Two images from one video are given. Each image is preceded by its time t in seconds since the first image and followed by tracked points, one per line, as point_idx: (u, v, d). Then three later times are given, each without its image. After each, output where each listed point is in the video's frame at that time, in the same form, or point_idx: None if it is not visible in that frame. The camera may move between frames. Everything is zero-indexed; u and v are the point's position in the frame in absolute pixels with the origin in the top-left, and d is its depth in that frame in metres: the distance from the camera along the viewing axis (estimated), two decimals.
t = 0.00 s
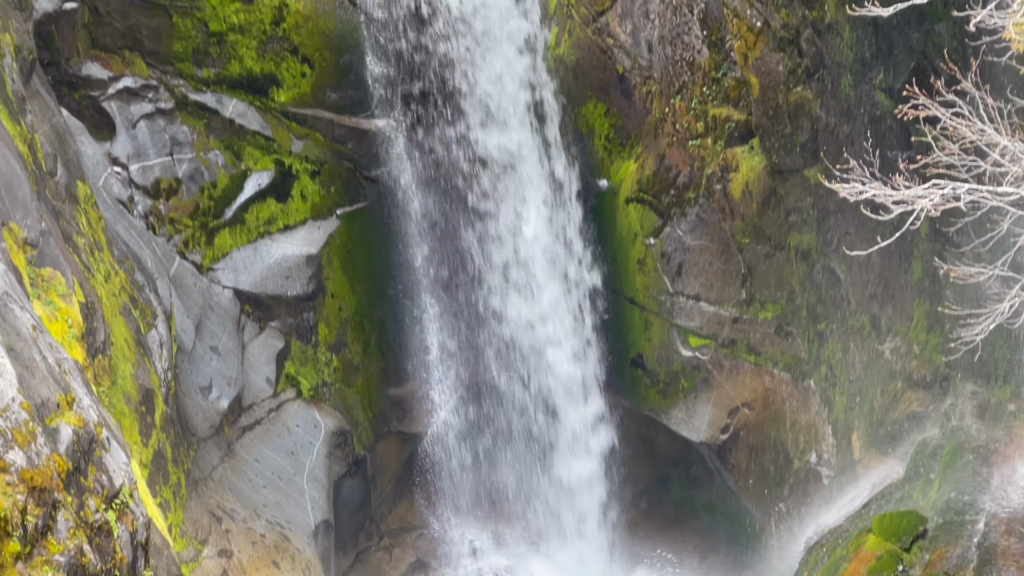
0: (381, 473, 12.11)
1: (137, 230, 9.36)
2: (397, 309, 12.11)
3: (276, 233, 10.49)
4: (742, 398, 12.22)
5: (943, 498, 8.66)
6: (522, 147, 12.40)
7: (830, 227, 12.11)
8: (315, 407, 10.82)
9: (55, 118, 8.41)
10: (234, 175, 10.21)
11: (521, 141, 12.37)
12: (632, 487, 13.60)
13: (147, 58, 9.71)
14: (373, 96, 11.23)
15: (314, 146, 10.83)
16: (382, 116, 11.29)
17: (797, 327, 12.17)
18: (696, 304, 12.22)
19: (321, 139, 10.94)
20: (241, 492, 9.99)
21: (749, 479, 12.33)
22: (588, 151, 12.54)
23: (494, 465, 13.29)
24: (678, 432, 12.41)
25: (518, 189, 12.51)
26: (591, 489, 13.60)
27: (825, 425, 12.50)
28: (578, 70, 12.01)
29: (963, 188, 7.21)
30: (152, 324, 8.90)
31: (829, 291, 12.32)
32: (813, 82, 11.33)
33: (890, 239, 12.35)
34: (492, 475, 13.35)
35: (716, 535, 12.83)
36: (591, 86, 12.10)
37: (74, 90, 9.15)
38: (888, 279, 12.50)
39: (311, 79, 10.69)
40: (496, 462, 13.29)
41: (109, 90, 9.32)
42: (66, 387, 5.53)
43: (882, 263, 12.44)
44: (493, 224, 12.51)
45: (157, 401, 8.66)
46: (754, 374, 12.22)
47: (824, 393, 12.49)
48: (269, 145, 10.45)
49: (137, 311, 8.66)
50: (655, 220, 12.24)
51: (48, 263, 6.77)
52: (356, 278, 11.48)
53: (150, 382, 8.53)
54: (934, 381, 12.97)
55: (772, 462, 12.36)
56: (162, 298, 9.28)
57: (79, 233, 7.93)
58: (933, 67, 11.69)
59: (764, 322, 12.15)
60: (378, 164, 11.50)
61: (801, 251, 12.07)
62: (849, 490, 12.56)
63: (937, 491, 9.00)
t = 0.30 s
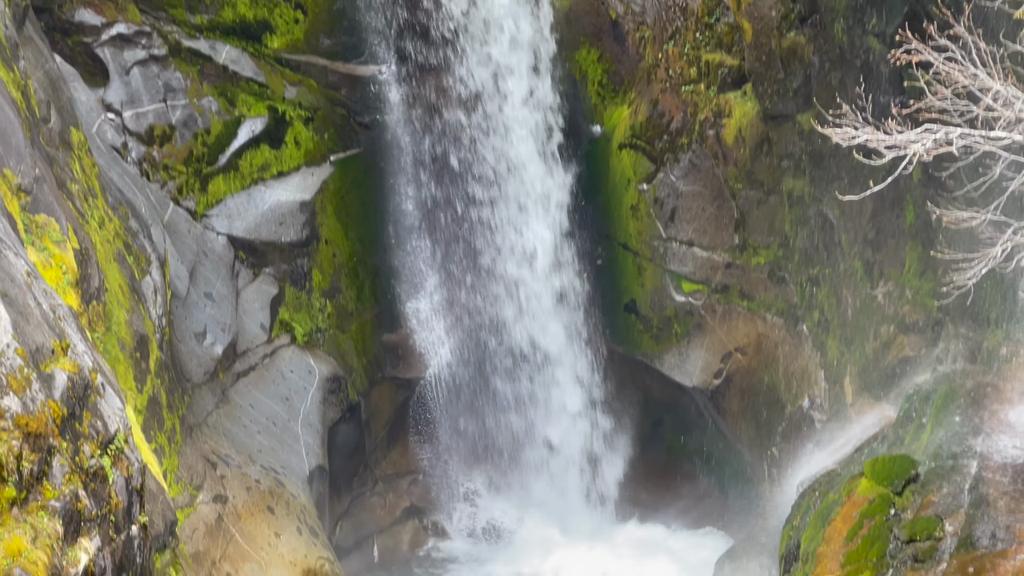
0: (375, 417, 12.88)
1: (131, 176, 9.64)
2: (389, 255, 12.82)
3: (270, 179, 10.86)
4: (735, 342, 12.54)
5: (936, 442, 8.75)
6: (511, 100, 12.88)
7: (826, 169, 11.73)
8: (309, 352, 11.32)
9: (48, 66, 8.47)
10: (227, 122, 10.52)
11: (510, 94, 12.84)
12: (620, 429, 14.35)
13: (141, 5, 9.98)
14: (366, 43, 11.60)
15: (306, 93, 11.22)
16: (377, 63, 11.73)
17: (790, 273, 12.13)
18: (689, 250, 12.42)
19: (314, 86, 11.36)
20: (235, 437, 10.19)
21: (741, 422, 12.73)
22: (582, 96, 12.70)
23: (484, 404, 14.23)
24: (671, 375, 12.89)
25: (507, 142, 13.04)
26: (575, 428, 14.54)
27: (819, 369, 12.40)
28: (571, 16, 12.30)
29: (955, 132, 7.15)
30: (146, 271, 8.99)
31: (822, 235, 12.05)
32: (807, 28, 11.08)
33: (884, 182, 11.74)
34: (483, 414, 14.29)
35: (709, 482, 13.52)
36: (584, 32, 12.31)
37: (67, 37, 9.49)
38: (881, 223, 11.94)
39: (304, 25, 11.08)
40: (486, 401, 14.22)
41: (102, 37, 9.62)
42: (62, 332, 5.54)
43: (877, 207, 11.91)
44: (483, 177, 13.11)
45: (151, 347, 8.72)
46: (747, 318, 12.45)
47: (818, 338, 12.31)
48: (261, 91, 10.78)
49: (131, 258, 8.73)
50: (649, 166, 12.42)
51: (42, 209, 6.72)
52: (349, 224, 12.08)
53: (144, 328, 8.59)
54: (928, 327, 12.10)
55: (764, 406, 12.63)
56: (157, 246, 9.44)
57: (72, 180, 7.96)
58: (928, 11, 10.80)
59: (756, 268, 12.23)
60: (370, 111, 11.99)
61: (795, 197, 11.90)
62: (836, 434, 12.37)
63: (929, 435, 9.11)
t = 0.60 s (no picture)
0: (368, 362, 13.36)
1: (124, 124, 9.70)
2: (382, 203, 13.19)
3: (263, 127, 11.09)
4: (725, 289, 12.79)
5: (926, 384, 8.90)
6: (503, 52, 13.41)
7: (815, 116, 11.47)
8: (302, 299, 11.48)
9: (41, 13, 8.40)
10: (221, 70, 10.75)
11: (503, 45, 13.37)
12: (613, 377, 14.77)
13: None
14: None
15: (299, 41, 11.64)
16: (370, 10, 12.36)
17: (780, 219, 12.15)
18: (680, 196, 12.68)
19: (307, 35, 11.80)
20: (229, 383, 10.28)
21: (732, 369, 12.99)
22: (574, 43, 13.20)
23: (478, 352, 14.65)
24: (662, 322, 13.25)
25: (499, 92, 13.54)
26: (567, 377, 14.97)
27: (809, 315, 12.31)
28: None
29: (945, 78, 7.07)
30: (140, 219, 8.92)
31: (814, 182, 11.82)
32: None
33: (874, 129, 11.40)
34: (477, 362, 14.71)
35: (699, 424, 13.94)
36: None
37: None
38: (871, 170, 11.51)
39: None
40: (480, 349, 14.65)
41: None
42: (56, 280, 5.53)
43: (866, 152, 11.49)
44: (477, 126, 13.59)
45: (146, 294, 8.71)
46: (738, 266, 12.65)
47: (809, 284, 12.20)
48: (254, 40, 11.10)
49: (126, 206, 8.68)
50: (640, 113, 12.71)
51: (36, 157, 6.68)
52: (342, 171, 12.45)
53: (139, 275, 8.57)
54: (917, 273, 11.38)
55: (755, 351, 12.78)
56: (151, 193, 9.46)
57: (66, 128, 8.05)
58: None
59: (747, 215, 12.36)
60: (364, 59, 12.52)
61: (785, 143, 11.85)
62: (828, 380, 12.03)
63: (920, 379, 9.17)
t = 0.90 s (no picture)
0: (361, 311, 13.50)
1: (117, 74, 9.65)
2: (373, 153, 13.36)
3: (255, 77, 11.01)
4: (716, 239, 12.86)
5: (916, 333, 9.01)
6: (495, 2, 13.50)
7: (807, 66, 11.47)
8: (295, 250, 11.51)
9: None
10: (213, 20, 10.61)
11: None
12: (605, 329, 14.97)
13: None
14: None
15: None
16: None
17: (770, 168, 12.15)
18: (671, 146, 12.62)
19: None
20: (222, 332, 10.34)
21: (722, 318, 13.14)
22: None
23: (471, 301, 14.96)
24: (654, 271, 13.38)
25: (492, 42, 13.63)
26: (559, 328, 15.21)
27: (799, 265, 12.40)
28: None
29: (936, 27, 6.98)
30: (133, 169, 8.85)
31: (805, 132, 11.82)
32: None
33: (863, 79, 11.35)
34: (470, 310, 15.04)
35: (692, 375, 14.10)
36: None
37: None
38: (862, 120, 11.46)
39: None
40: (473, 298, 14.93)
41: None
42: (49, 230, 5.50)
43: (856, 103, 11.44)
44: (467, 77, 13.68)
45: (138, 245, 8.66)
46: (729, 216, 12.69)
47: (799, 233, 12.26)
48: None
49: (118, 155, 8.62)
50: (631, 64, 12.58)
51: (28, 107, 6.63)
52: (334, 122, 12.45)
53: (132, 226, 8.51)
54: (907, 222, 11.32)
55: (746, 300, 12.93)
56: (143, 143, 9.36)
57: (59, 79, 7.95)
58: None
59: (737, 163, 12.34)
60: (354, 10, 12.62)
61: (776, 94, 11.83)
62: (819, 326, 11.98)
63: (908, 328, 9.31)
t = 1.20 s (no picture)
0: (353, 263, 13.42)
1: (108, 27, 9.48)
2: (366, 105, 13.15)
3: (246, 30, 10.88)
4: (706, 191, 12.75)
5: (905, 284, 9.28)
6: None
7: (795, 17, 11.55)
8: (286, 202, 11.50)
9: None
10: None
11: None
12: (594, 282, 15.09)
13: None
14: None
15: None
16: None
17: (760, 120, 12.08)
18: (661, 98, 12.54)
19: None
20: (214, 284, 10.27)
21: (710, 270, 13.10)
22: None
23: (461, 254, 15.06)
24: (644, 223, 13.34)
25: None
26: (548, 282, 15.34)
27: (788, 216, 12.28)
28: None
29: None
30: (126, 121, 8.72)
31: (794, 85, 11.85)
32: None
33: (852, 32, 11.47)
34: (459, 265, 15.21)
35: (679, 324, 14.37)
36: None
37: None
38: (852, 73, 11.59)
39: None
40: (462, 251, 15.04)
41: None
42: (42, 182, 5.40)
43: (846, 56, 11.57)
44: (458, 27, 13.62)
45: (131, 197, 8.57)
46: (719, 167, 12.56)
47: (788, 185, 12.17)
48: None
49: (110, 108, 8.52)
50: (621, 16, 12.45)
51: (19, 59, 6.59)
52: (325, 74, 12.33)
53: (124, 178, 8.41)
54: (895, 173, 11.50)
55: (735, 253, 12.85)
56: (135, 95, 9.23)
57: (50, 31, 7.83)
58: None
59: (727, 116, 12.24)
60: None
61: (766, 46, 11.82)
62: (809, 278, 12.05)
63: (896, 280, 9.52)
